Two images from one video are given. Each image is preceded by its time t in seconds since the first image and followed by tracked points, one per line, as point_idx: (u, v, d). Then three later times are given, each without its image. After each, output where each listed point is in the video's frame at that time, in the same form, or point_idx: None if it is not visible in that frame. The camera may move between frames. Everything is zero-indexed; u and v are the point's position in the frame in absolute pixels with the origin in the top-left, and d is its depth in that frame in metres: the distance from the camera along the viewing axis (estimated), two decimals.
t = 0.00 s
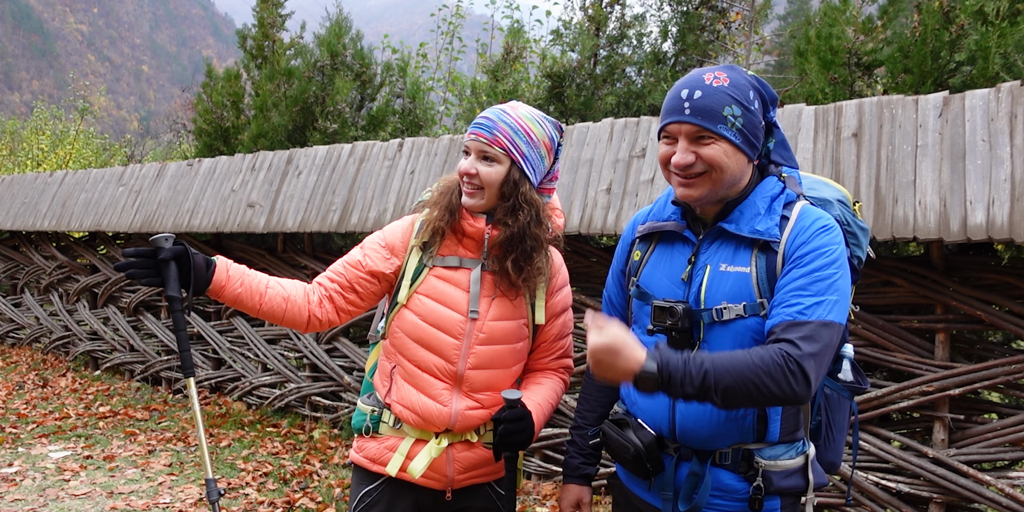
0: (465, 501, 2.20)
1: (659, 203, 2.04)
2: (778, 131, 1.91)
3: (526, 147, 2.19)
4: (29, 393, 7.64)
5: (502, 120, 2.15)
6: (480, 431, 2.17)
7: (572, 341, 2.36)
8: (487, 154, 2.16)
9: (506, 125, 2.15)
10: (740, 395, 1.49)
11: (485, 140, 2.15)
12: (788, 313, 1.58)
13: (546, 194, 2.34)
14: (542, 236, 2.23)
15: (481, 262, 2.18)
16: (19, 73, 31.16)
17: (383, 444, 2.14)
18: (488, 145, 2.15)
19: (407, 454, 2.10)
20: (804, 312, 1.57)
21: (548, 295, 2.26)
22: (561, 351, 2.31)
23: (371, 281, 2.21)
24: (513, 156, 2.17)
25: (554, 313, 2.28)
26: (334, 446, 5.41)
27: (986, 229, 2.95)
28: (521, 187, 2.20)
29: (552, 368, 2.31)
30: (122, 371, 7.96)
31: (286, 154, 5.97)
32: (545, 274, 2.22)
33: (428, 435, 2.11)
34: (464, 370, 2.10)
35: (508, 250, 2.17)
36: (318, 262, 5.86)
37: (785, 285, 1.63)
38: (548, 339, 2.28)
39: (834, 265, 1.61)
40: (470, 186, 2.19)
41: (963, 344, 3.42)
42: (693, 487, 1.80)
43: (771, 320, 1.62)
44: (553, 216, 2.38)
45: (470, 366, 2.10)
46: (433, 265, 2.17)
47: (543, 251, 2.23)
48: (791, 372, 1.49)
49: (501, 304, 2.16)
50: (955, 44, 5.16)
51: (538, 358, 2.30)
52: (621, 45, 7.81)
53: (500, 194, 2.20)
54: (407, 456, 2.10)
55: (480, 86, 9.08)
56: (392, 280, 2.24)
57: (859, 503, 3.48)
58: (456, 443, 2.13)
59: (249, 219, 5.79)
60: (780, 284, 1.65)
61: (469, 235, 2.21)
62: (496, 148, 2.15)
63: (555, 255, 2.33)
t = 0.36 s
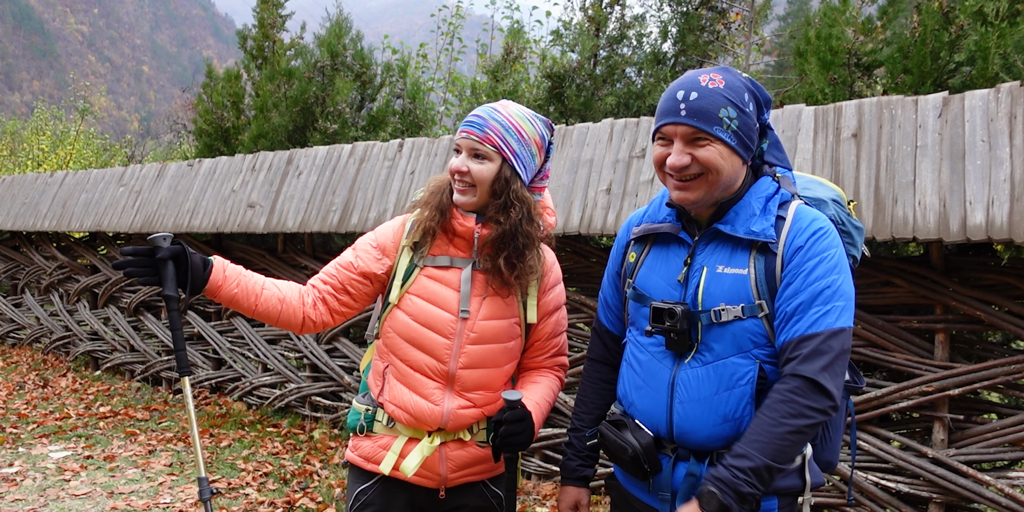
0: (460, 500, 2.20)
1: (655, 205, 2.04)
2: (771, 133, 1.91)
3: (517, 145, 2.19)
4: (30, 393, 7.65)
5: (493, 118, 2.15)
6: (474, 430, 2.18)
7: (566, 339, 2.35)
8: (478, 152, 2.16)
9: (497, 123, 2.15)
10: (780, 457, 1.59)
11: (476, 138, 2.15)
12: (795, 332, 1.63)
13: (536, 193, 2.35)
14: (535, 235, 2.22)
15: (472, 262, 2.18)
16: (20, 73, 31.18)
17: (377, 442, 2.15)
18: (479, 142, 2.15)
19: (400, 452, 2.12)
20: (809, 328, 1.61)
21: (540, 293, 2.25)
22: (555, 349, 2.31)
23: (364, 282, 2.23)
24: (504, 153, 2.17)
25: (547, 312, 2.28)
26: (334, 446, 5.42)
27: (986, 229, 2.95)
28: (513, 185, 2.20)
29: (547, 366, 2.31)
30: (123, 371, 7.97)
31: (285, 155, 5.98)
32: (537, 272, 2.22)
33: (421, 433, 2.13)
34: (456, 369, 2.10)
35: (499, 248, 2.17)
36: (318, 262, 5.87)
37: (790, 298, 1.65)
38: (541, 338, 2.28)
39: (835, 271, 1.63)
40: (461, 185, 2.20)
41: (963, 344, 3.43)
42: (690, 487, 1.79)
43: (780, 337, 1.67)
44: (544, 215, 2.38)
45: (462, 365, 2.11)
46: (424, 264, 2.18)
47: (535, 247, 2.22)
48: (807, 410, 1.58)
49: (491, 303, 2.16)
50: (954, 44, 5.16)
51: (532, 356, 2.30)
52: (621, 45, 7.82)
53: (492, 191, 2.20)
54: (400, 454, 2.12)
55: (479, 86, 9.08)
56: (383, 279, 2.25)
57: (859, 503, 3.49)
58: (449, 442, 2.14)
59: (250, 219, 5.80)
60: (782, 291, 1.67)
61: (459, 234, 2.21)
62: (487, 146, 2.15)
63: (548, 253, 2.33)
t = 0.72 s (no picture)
0: (449, 495, 2.20)
1: (650, 207, 2.04)
2: (763, 134, 1.92)
3: (497, 141, 2.21)
4: (30, 393, 7.66)
5: (474, 114, 2.17)
6: (457, 426, 2.17)
7: (550, 332, 2.35)
8: (458, 148, 2.17)
9: (478, 118, 2.17)
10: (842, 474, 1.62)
11: (457, 134, 2.16)
12: (818, 349, 1.64)
13: (513, 187, 2.35)
14: (512, 232, 2.22)
15: (448, 260, 2.18)
16: (21, 74, 31.20)
17: (363, 441, 2.16)
18: (460, 139, 2.16)
19: (384, 450, 2.13)
20: (832, 342, 1.63)
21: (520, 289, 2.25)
22: (539, 343, 2.30)
23: (344, 283, 2.24)
24: (485, 149, 2.19)
25: (528, 307, 2.27)
26: (334, 446, 5.43)
27: (985, 229, 2.96)
28: (493, 180, 2.21)
29: (532, 361, 2.31)
30: (123, 371, 7.98)
31: (285, 155, 5.99)
32: (516, 267, 2.22)
33: (404, 431, 2.14)
34: (436, 367, 2.10)
35: (479, 244, 2.17)
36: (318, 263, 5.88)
37: (807, 313, 1.65)
38: (524, 333, 2.28)
39: (841, 277, 1.64)
40: (443, 182, 2.20)
41: (962, 344, 3.43)
42: (686, 485, 1.80)
43: (801, 353, 1.67)
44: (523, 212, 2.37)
45: (442, 363, 2.11)
46: (402, 263, 2.19)
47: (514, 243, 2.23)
48: (848, 421, 1.62)
49: (469, 299, 2.16)
50: (954, 44, 5.16)
51: (516, 352, 2.30)
52: (621, 46, 7.82)
53: (472, 188, 2.21)
54: (385, 453, 2.13)
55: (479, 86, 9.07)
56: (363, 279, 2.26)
57: (858, 503, 3.50)
58: (433, 439, 2.14)
59: (250, 220, 5.81)
60: (791, 303, 1.67)
61: (436, 233, 2.21)
62: (468, 142, 2.16)
63: (526, 248, 2.32)
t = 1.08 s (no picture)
0: (482, 498, 2.21)
1: (651, 207, 2.04)
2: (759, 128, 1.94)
3: (522, 142, 2.23)
4: (31, 393, 7.66)
5: (500, 116, 2.18)
6: (490, 429, 2.18)
7: (577, 333, 2.33)
8: (486, 149, 2.18)
9: (503, 120, 2.19)
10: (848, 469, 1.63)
11: (483, 136, 2.17)
12: (822, 344, 1.63)
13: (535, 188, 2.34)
14: (538, 234, 2.22)
15: (475, 262, 2.18)
16: (21, 74, 31.22)
17: (396, 445, 2.16)
18: (486, 140, 2.17)
19: (419, 454, 2.13)
20: (836, 336, 1.62)
21: (546, 288, 2.24)
22: (566, 344, 2.29)
23: (373, 290, 2.23)
24: (511, 150, 2.20)
25: (554, 307, 2.26)
26: (334, 446, 5.43)
27: (985, 230, 2.96)
28: (520, 181, 2.23)
29: (559, 362, 2.30)
30: (124, 372, 7.99)
31: (285, 156, 5.99)
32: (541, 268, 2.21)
33: (437, 435, 2.13)
34: (468, 369, 2.11)
35: (502, 242, 2.17)
36: (319, 263, 5.89)
37: (810, 308, 1.64)
38: (552, 333, 2.26)
39: (842, 271, 1.64)
40: (470, 183, 2.20)
41: (961, 344, 3.44)
42: (698, 478, 1.81)
43: (804, 348, 1.67)
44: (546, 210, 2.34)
45: (473, 365, 2.11)
46: (429, 268, 2.19)
47: (539, 245, 2.22)
48: (854, 416, 1.63)
49: (497, 302, 2.16)
50: (954, 45, 5.16)
51: (543, 353, 2.28)
52: (621, 46, 7.83)
53: (501, 188, 2.22)
54: (419, 456, 2.13)
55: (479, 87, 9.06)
56: (391, 286, 2.24)
57: (858, 503, 3.51)
58: (467, 442, 2.15)
59: (251, 219, 5.82)
60: (793, 299, 1.67)
61: (462, 236, 2.20)
62: (495, 143, 2.17)
63: (551, 248, 2.30)
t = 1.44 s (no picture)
0: (532, 498, 2.22)
1: (706, 212, 2.05)
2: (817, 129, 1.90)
3: (591, 143, 2.31)
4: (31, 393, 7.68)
5: (573, 116, 2.25)
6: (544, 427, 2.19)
7: (630, 334, 2.35)
8: (562, 146, 2.22)
9: (577, 120, 2.25)
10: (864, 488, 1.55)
11: (560, 133, 2.21)
12: (859, 355, 1.58)
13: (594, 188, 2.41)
14: (607, 234, 2.25)
15: (536, 261, 2.19)
16: (21, 74, 31.19)
17: (450, 440, 2.18)
18: (564, 137, 2.21)
19: (471, 449, 2.14)
20: (875, 349, 1.56)
21: (604, 288, 2.24)
22: (618, 344, 2.29)
23: (438, 288, 2.24)
24: (584, 149, 2.26)
25: (611, 307, 2.25)
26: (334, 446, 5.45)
27: (984, 230, 2.97)
28: (586, 180, 2.29)
29: (611, 362, 2.30)
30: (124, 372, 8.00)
31: (285, 156, 6.00)
32: (602, 269, 2.20)
33: (489, 431, 2.14)
34: (524, 367, 2.11)
35: (577, 239, 2.18)
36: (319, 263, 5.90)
37: (850, 316, 1.60)
38: (606, 332, 2.26)
39: (890, 280, 1.56)
40: (544, 179, 2.22)
41: (961, 344, 3.44)
42: (745, 489, 1.80)
43: (843, 358, 1.63)
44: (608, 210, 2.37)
45: (530, 363, 2.11)
46: (488, 266, 2.21)
47: (608, 245, 2.25)
48: (886, 435, 1.54)
49: (557, 300, 2.16)
50: (953, 46, 5.17)
51: (597, 352, 2.28)
52: (621, 46, 7.83)
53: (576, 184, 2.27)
54: (471, 451, 2.14)
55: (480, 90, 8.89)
56: (453, 283, 2.27)
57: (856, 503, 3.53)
58: (520, 440, 2.15)
59: (251, 220, 5.81)
60: (835, 306, 1.63)
61: (524, 235, 2.21)
62: (572, 140, 2.23)
63: (613, 250, 2.29)
